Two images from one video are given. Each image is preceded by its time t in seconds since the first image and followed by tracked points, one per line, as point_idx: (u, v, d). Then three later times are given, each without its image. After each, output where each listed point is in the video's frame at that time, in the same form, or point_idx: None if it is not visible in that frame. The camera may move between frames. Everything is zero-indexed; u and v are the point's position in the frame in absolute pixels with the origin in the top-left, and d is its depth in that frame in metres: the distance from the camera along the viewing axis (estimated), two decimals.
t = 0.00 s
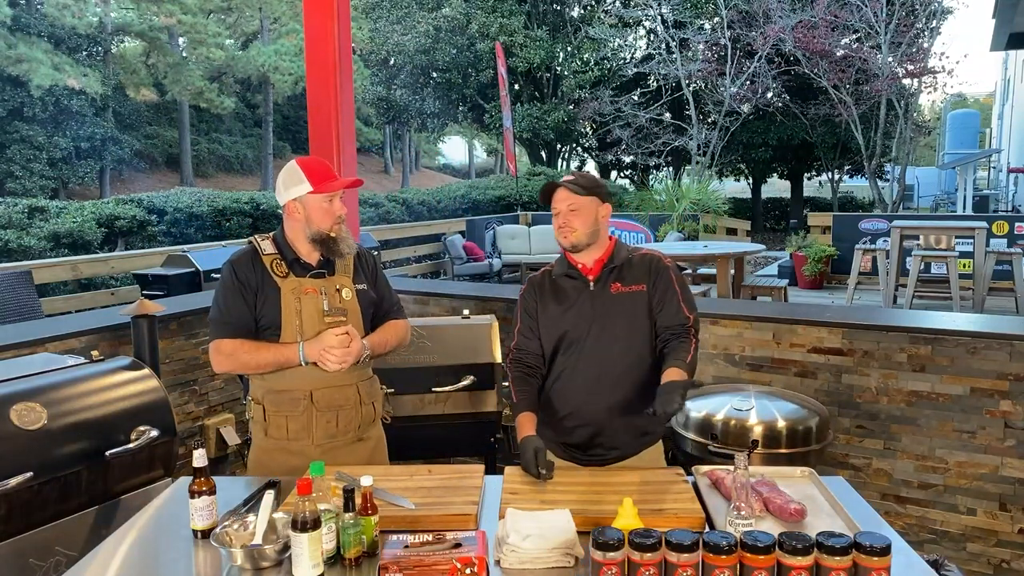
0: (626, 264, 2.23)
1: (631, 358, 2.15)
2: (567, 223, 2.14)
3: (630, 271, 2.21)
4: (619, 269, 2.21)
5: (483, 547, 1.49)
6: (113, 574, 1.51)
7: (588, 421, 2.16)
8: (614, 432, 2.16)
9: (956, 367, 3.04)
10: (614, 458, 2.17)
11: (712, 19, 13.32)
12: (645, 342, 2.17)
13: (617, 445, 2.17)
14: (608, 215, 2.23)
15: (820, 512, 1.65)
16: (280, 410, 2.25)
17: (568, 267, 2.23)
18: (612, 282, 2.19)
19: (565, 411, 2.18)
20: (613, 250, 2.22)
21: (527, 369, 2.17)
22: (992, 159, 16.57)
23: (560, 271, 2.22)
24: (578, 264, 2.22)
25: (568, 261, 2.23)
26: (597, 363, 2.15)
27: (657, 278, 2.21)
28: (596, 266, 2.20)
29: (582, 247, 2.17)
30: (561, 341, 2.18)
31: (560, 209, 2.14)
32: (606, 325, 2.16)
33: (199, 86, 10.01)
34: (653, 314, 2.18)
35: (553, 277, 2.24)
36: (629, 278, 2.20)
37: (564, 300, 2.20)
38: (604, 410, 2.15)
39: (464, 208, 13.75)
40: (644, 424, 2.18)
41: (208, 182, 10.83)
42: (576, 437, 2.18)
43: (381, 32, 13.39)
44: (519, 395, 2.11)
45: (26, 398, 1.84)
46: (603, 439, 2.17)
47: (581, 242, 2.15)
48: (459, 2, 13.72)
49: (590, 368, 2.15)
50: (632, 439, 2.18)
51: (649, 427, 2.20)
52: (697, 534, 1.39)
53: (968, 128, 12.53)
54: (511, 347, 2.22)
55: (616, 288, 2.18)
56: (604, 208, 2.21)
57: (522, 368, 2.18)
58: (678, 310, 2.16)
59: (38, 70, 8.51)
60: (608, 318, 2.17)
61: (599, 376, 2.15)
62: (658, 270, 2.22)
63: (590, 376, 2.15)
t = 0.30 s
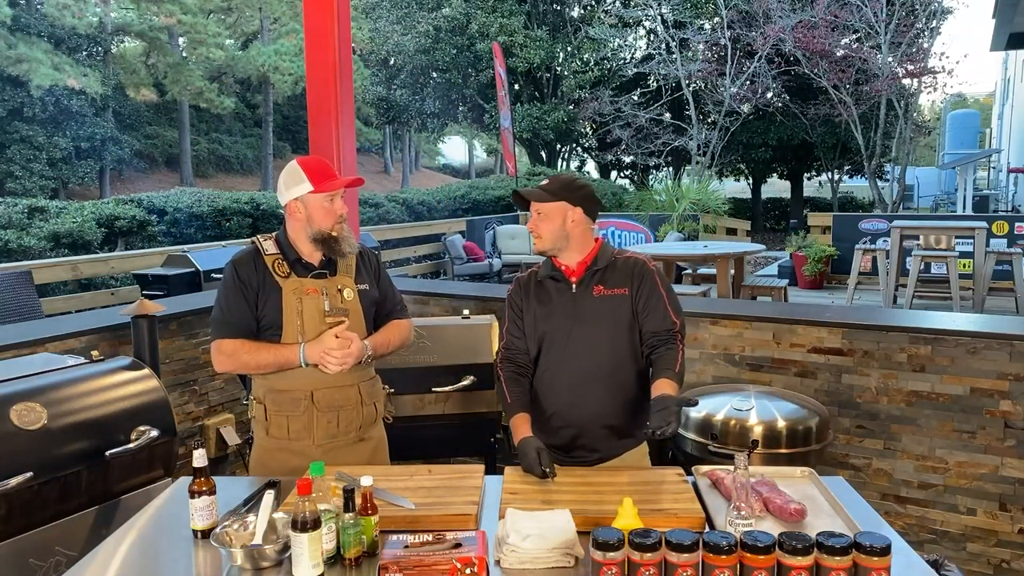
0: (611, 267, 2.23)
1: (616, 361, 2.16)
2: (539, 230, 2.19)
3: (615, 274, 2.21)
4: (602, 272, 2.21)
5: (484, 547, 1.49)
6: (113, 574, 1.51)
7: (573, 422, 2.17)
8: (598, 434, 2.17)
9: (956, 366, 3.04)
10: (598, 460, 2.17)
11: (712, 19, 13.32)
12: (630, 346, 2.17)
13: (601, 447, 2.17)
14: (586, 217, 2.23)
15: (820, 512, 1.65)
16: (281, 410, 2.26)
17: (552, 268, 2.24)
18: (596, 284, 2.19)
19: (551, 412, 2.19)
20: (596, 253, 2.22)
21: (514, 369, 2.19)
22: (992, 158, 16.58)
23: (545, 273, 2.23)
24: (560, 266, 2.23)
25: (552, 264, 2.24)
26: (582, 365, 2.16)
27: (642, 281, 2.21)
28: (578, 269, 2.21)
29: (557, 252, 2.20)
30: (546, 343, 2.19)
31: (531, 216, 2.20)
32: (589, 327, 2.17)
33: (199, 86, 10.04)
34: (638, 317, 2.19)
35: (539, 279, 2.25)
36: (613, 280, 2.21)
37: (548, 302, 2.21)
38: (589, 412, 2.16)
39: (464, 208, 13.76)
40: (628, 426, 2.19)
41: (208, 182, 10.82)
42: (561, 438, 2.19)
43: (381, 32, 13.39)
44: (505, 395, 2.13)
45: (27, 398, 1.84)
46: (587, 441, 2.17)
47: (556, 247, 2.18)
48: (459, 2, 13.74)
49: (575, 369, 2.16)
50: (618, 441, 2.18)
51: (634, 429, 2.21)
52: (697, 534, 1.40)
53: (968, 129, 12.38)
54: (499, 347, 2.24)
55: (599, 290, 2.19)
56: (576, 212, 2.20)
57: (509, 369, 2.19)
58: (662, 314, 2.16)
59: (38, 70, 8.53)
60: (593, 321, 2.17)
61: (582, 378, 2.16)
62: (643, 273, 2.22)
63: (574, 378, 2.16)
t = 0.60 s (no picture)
0: (601, 268, 2.23)
1: (608, 362, 2.16)
2: (527, 231, 2.17)
3: (606, 275, 2.21)
4: (593, 273, 2.21)
5: (483, 547, 1.49)
6: (113, 574, 1.51)
7: (567, 422, 2.18)
8: (591, 434, 2.17)
9: (956, 366, 3.04)
10: (593, 460, 2.18)
11: (712, 19, 13.32)
12: (621, 346, 2.17)
13: (595, 447, 2.18)
14: (577, 217, 2.21)
15: (820, 512, 1.65)
16: (283, 409, 2.26)
17: (542, 270, 2.23)
18: (586, 286, 2.19)
19: (544, 413, 2.20)
20: (586, 254, 2.22)
21: (508, 370, 2.19)
22: (993, 158, 16.58)
23: (536, 275, 2.23)
24: (549, 268, 2.23)
25: (543, 265, 2.24)
26: (575, 366, 2.16)
27: (632, 281, 2.20)
28: (569, 269, 2.20)
29: (548, 254, 2.19)
30: (538, 344, 2.19)
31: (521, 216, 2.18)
32: (580, 328, 2.17)
33: (199, 86, 10.05)
34: (628, 317, 2.18)
35: (530, 280, 2.25)
36: (604, 281, 2.20)
37: (540, 303, 2.21)
38: (583, 413, 2.17)
39: (464, 208, 13.76)
40: (621, 427, 2.19)
41: (208, 182, 10.82)
42: (555, 439, 2.19)
43: (381, 31, 13.36)
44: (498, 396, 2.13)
45: (26, 398, 1.84)
46: (581, 441, 2.18)
47: (546, 250, 2.17)
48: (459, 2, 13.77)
49: (567, 370, 2.16)
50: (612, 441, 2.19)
51: (628, 429, 2.21)
52: (697, 534, 1.40)
53: (967, 129, 12.23)
54: (492, 348, 2.24)
55: (590, 291, 2.18)
56: (566, 212, 2.19)
57: (503, 370, 2.19)
58: (653, 315, 2.16)
59: (38, 70, 8.56)
60: (584, 322, 2.17)
61: (574, 379, 2.16)
62: (634, 274, 2.22)
63: (566, 379, 2.17)
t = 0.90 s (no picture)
0: (598, 267, 2.22)
1: (606, 362, 2.16)
2: (543, 230, 2.13)
3: (603, 275, 2.21)
4: (590, 273, 2.20)
5: (483, 547, 1.49)
6: (113, 574, 1.51)
7: (566, 422, 2.18)
8: (590, 433, 2.17)
9: (956, 367, 3.04)
10: (593, 459, 2.18)
11: (712, 19, 13.35)
12: (619, 346, 2.17)
13: (594, 447, 2.18)
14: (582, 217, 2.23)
15: (820, 512, 1.65)
16: (284, 410, 2.26)
17: (541, 270, 2.22)
18: (584, 286, 2.19)
19: (543, 413, 2.19)
20: (587, 253, 2.21)
21: (506, 370, 2.18)
22: (992, 158, 16.60)
23: (532, 275, 2.21)
24: (550, 267, 2.21)
25: (541, 265, 2.23)
26: (574, 367, 2.16)
27: (628, 281, 2.21)
28: (567, 270, 2.20)
29: (560, 253, 2.16)
30: (536, 345, 2.19)
31: (539, 216, 2.11)
32: (577, 328, 2.17)
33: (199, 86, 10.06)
34: (625, 317, 2.19)
35: (527, 280, 2.24)
36: (601, 281, 2.20)
37: (537, 304, 2.20)
38: (583, 413, 2.17)
39: (464, 208, 13.76)
40: (620, 425, 2.20)
41: (209, 182, 10.81)
42: (554, 439, 2.19)
43: (381, 31, 13.31)
44: (496, 396, 2.13)
45: (26, 398, 1.84)
46: (580, 441, 2.18)
47: (557, 250, 2.14)
48: (459, 2, 13.78)
49: (566, 370, 2.16)
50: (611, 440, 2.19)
51: (627, 428, 2.21)
52: (697, 534, 1.39)
53: (968, 129, 12.68)
54: (488, 349, 2.23)
55: (587, 291, 2.18)
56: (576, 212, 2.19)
57: (500, 371, 2.18)
58: (651, 314, 2.16)
59: (38, 70, 8.56)
60: (582, 322, 2.17)
61: (571, 379, 2.16)
62: (630, 274, 2.22)
63: (563, 379, 2.17)
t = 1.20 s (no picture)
0: (599, 268, 2.23)
1: (607, 362, 2.16)
2: (553, 231, 2.12)
3: (604, 276, 2.21)
4: (592, 273, 2.21)
5: (483, 547, 1.49)
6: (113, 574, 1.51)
7: (567, 421, 2.18)
8: (591, 432, 2.17)
9: (956, 366, 3.04)
10: (594, 458, 2.17)
11: (712, 19, 13.34)
12: (620, 346, 2.17)
13: (595, 446, 2.18)
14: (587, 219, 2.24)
15: (820, 512, 1.65)
16: (286, 410, 2.26)
17: (542, 270, 2.22)
18: (585, 286, 2.19)
19: (543, 413, 2.19)
20: (589, 253, 2.22)
21: (506, 370, 2.18)
22: (992, 158, 16.61)
23: (533, 275, 2.21)
24: (553, 267, 2.21)
25: (542, 265, 2.23)
26: (574, 367, 2.16)
27: (630, 281, 2.21)
28: (569, 270, 2.19)
29: (568, 253, 2.15)
30: (536, 345, 2.18)
31: (550, 215, 2.11)
32: (578, 327, 2.16)
33: (199, 86, 10.07)
34: (627, 317, 2.19)
35: (528, 280, 2.24)
36: (603, 281, 2.20)
37: (538, 304, 2.20)
38: (584, 412, 2.17)
39: (464, 208, 13.74)
40: (621, 424, 2.19)
41: (209, 182, 10.80)
42: (555, 439, 2.19)
43: (381, 31, 13.34)
44: (497, 396, 2.13)
45: (26, 398, 1.84)
46: (581, 441, 2.18)
47: (564, 250, 2.14)
48: (458, 2, 13.77)
49: (567, 370, 2.16)
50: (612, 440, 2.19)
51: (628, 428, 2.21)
52: (697, 534, 1.40)
53: (969, 128, 12.87)
54: (488, 349, 2.23)
55: (589, 292, 2.18)
56: (582, 212, 2.19)
57: (501, 370, 2.18)
58: (653, 314, 2.16)
59: (38, 70, 8.56)
60: (583, 322, 2.17)
61: (573, 380, 2.16)
62: (631, 274, 2.22)
63: (564, 379, 2.17)
